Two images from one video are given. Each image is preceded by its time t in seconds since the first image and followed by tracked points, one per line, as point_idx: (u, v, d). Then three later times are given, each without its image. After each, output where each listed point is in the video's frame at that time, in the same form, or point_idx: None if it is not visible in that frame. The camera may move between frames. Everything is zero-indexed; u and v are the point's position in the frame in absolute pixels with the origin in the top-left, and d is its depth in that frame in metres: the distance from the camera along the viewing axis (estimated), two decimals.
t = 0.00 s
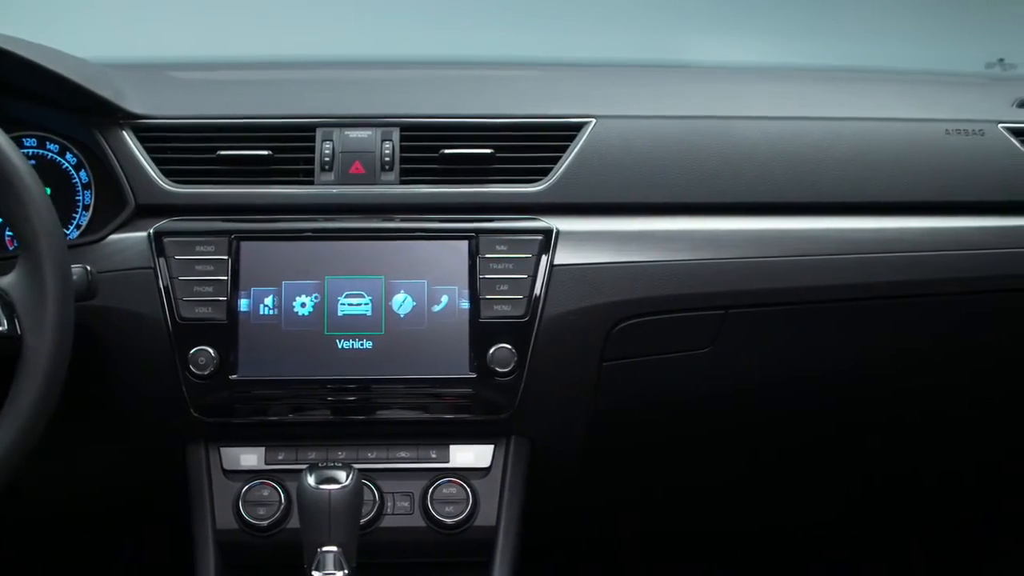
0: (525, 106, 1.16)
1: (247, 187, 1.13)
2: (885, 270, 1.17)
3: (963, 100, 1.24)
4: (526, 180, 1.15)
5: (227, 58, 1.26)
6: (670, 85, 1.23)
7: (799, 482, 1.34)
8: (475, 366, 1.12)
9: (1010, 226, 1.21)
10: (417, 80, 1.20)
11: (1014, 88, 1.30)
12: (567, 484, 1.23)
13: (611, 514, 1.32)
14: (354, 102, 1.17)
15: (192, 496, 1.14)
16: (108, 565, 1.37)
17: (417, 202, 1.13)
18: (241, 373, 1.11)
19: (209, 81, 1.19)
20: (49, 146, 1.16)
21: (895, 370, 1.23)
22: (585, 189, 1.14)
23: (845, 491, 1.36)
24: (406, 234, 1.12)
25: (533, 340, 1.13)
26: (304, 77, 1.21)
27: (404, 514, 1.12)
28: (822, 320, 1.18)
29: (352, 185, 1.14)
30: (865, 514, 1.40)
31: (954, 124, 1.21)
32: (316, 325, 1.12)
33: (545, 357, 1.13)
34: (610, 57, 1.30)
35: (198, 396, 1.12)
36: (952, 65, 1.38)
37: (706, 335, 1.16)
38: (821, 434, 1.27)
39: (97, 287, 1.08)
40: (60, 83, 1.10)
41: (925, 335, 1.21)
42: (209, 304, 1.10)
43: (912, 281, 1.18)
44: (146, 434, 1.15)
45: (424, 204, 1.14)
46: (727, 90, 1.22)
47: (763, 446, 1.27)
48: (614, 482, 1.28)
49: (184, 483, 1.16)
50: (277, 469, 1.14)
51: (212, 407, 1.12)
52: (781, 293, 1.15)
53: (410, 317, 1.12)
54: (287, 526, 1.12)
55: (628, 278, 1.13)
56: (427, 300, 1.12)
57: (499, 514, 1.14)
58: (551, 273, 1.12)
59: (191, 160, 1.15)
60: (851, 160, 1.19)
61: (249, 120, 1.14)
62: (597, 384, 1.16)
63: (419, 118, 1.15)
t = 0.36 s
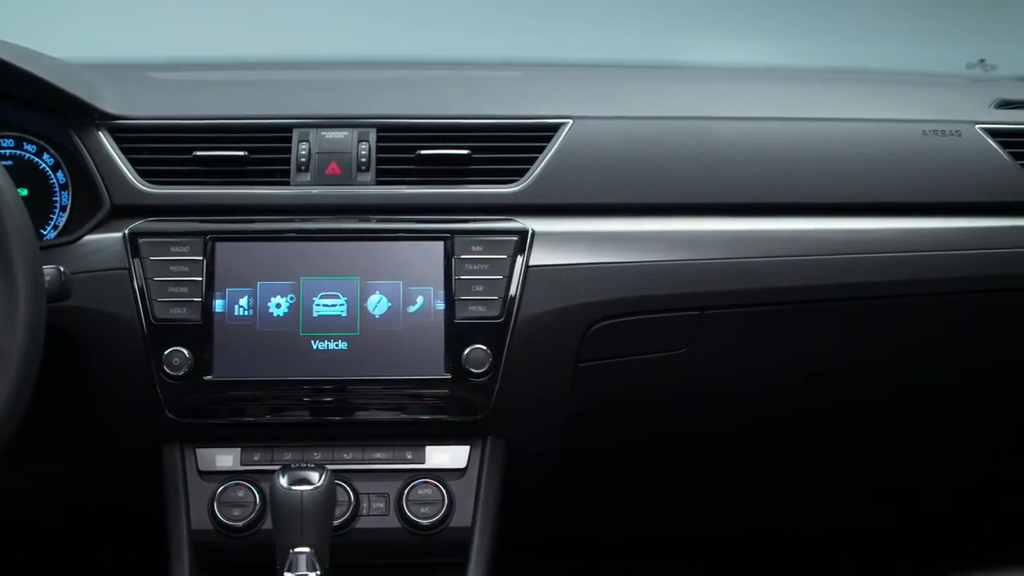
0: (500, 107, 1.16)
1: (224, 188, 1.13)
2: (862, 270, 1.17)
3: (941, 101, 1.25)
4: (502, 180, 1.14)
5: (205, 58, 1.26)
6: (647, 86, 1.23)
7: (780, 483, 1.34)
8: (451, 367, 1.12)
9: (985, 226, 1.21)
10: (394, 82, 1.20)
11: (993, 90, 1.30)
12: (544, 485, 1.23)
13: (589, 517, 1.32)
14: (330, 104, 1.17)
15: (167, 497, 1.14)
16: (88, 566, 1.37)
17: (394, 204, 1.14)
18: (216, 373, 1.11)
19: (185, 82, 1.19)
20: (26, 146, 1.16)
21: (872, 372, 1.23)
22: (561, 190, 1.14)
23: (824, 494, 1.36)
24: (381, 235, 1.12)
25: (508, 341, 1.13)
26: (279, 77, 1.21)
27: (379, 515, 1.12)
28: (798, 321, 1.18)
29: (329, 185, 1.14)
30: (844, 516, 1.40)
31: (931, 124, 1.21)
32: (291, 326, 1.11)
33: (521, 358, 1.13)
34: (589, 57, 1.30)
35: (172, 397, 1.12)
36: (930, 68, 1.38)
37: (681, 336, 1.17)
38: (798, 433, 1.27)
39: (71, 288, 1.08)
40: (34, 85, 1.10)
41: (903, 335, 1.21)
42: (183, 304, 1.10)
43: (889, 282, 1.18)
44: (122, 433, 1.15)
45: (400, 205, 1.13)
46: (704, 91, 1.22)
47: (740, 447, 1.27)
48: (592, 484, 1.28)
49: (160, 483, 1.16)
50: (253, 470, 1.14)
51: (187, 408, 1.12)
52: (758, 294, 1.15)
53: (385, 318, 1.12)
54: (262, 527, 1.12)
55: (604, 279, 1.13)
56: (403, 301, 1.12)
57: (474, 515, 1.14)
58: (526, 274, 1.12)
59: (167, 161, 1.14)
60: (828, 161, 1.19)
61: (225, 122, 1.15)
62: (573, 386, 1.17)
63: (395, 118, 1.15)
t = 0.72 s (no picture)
0: (475, 108, 1.16)
1: (198, 189, 1.13)
2: (835, 271, 1.17)
3: (916, 104, 1.25)
4: (477, 180, 1.14)
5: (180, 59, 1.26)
6: (623, 88, 1.23)
7: (754, 482, 1.34)
8: (424, 368, 1.12)
9: (960, 227, 1.21)
10: (368, 83, 1.20)
11: (965, 93, 1.30)
12: (519, 486, 1.24)
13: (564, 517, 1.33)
14: (305, 104, 1.16)
15: (141, 498, 1.13)
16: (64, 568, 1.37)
17: (369, 204, 1.13)
18: (189, 375, 1.11)
19: (160, 83, 1.19)
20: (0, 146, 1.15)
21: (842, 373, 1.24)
22: (535, 191, 1.14)
23: (798, 494, 1.37)
24: (355, 236, 1.12)
25: (482, 342, 1.13)
26: (254, 79, 1.20)
27: (352, 516, 1.12)
28: (769, 323, 1.19)
29: (304, 186, 1.13)
30: (821, 518, 1.41)
31: (907, 125, 1.20)
32: (264, 326, 1.11)
33: (494, 359, 1.14)
34: (566, 58, 1.30)
35: (145, 397, 1.12)
36: (905, 70, 1.38)
37: (655, 338, 1.17)
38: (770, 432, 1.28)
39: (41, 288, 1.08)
40: (10, 87, 1.08)
41: (875, 335, 1.22)
42: (156, 305, 1.10)
43: (863, 283, 1.18)
44: (97, 433, 1.15)
45: (374, 206, 1.13)
46: (677, 94, 1.22)
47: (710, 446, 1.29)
48: (566, 483, 1.29)
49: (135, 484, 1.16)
50: (227, 471, 1.14)
51: (160, 409, 1.12)
52: (729, 295, 1.16)
53: (359, 318, 1.12)
54: (235, 527, 1.11)
55: (577, 280, 1.13)
56: (377, 302, 1.12)
57: (448, 516, 1.14)
58: (500, 275, 1.12)
59: (141, 161, 1.14)
60: (802, 161, 1.18)
61: (200, 121, 1.14)
62: (547, 387, 1.17)
63: (369, 119, 1.15)
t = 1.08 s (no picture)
0: (449, 108, 1.16)
1: (170, 189, 1.13)
2: (808, 272, 1.17)
3: (891, 103, 1.24)
4: (450, 180, 1.14)
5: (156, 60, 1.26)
6: (598, 88, 1.23)
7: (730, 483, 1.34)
8: (396, 368, 1.12)
9: (935, 227, 1.21)
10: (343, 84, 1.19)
11: (942, 93, 1.30)
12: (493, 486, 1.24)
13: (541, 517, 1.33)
14: (279, 104, 1.16)
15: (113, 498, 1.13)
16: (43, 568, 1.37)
17: (342, 204, 1.13)
18: (160, 375, 1.11)
19: (134, 83, 1.19)
20: None
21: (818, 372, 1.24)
22: (509, 191, 1.14)
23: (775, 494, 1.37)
24: (328, 236, 1.12)
25: (454, 342, 1.13)
26: (228, 79, 1.20)
27: (324, 517, 1.12)
28: (743, 322, 1.19)
29: (277, 186, 1.13)
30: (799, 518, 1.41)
31: (882, 125, 1.20)
32: (236, 327, 1.11)
33: (467, 359, 1.14)
34: (544, 58, 1.30)
35: (117, 397, 1.12)
36: (882, 69, 1.38)
37: (628, 339, 1.17)
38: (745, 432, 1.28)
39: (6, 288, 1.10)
40: None
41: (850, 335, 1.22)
42: (128, 305, 1.10)
43: (837, 283, 1.18)
44: (70, 433, 1.15)
45: (347, 206, 1.13)
46: (653, 94, 1.22)
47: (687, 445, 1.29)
48: (542, 483, 1.29)
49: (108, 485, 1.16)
50: (200, 472, 1.14)
51: (131, 410, 1.12)
52: (702, 295, 1.16)
53: (331, 319, 1.12)
54: (207, 528, 1.11)
55: (550, 280, 1.13)
56: (349, 302, 1.12)
57: (421, 516, 1.14)
58: (473, 275, 1.12)
59: (114, 161, 1.14)
60: (777, 161, 1.18)
61: (172, 120, 1.13)
62: (520, 387, 1.17)
63: (342, 119, 1.14)
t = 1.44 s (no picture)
0: (423, 108, 1.16)
1: (142, 189, 1.12)
2: (782, 271, 1.17)
3: (868, 103, 1.24)
4: (424, 181, 1.14)
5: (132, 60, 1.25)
6: (574, 88, 1.22)
7: (707, 484, 1.34)
8: (368, 368, 1.12)
9: (911, 227, 1.20)
10: (317, 83, 1.19)
11: (919, 93, 1.30)
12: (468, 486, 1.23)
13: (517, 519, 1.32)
14: (253, 104, 1.16)
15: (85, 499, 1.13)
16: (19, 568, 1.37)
17: (316, 204, 1.13)
18: (132, 376, 1.11)
19: (107, 83, 1.19)
20: None
21: (793, 371, 1.24)
22: (482, 191, 1.14)
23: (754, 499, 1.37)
24: (301, 236, 1.12)
25: (427, 342, 1.13)
26: (203, 79, 1.20)
27: (297, 517, 1.12)
28: (718, 322, 1.19)
29: (252, 186, 1.13)
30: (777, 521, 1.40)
31: (856, 125, 1.20)
32: (209, 327, 1.11)
33: (440, 359, 1.14)
34: (520, 58, 1.30)
35: (89, 398, 1.12)
36: (861, 70, 1.37)
37: (602, 338, 1.17)
38: (720, 432, 1.28)
39: None
40: None
41: (826, 335, 1.22)
42: (99, 305, 1.10)
43: (811, 283, 1.18)
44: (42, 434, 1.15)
45: (320, 205, 1.13)
46: (629, 94, 1.22)
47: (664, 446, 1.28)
48: (518, 484, 1.29)
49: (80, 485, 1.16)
50: (172, 472, 1.13)
51: (103, 410, 1.12)
52: (676, 295, 1.16)
53: (303, 319, 1.12)
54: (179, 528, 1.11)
55: (523, 280, 1.13)
56: (321, 302, 1.12)
57: (394, 517, 1.14)
58: (446, 274, 1.12)
59: (86, 161, 1.13)
60: (752, 161, 1.18)
61: (145, 121, 1.13)
62: (494, 386, 1.17)
63: (315, 119, 1.14)
